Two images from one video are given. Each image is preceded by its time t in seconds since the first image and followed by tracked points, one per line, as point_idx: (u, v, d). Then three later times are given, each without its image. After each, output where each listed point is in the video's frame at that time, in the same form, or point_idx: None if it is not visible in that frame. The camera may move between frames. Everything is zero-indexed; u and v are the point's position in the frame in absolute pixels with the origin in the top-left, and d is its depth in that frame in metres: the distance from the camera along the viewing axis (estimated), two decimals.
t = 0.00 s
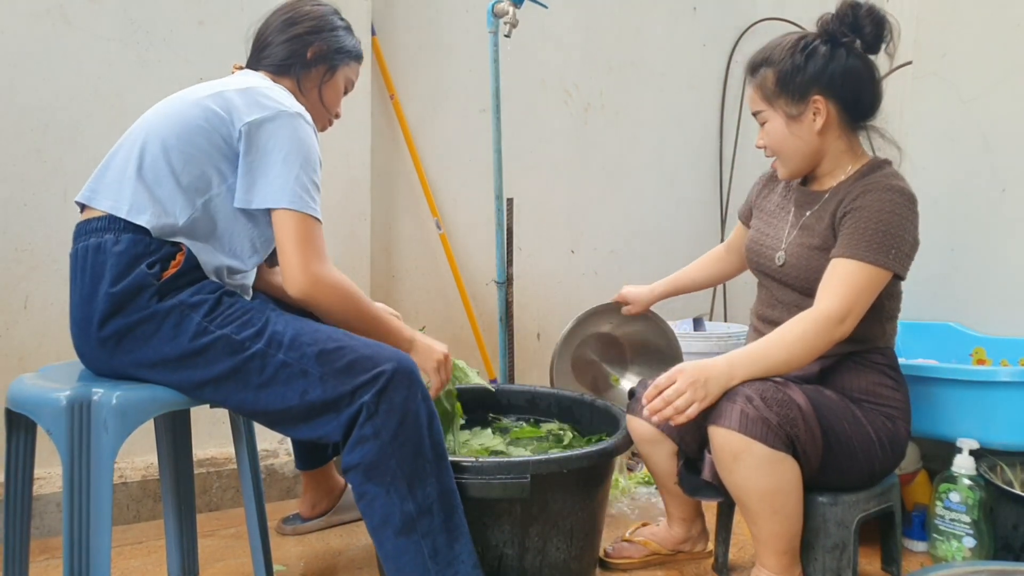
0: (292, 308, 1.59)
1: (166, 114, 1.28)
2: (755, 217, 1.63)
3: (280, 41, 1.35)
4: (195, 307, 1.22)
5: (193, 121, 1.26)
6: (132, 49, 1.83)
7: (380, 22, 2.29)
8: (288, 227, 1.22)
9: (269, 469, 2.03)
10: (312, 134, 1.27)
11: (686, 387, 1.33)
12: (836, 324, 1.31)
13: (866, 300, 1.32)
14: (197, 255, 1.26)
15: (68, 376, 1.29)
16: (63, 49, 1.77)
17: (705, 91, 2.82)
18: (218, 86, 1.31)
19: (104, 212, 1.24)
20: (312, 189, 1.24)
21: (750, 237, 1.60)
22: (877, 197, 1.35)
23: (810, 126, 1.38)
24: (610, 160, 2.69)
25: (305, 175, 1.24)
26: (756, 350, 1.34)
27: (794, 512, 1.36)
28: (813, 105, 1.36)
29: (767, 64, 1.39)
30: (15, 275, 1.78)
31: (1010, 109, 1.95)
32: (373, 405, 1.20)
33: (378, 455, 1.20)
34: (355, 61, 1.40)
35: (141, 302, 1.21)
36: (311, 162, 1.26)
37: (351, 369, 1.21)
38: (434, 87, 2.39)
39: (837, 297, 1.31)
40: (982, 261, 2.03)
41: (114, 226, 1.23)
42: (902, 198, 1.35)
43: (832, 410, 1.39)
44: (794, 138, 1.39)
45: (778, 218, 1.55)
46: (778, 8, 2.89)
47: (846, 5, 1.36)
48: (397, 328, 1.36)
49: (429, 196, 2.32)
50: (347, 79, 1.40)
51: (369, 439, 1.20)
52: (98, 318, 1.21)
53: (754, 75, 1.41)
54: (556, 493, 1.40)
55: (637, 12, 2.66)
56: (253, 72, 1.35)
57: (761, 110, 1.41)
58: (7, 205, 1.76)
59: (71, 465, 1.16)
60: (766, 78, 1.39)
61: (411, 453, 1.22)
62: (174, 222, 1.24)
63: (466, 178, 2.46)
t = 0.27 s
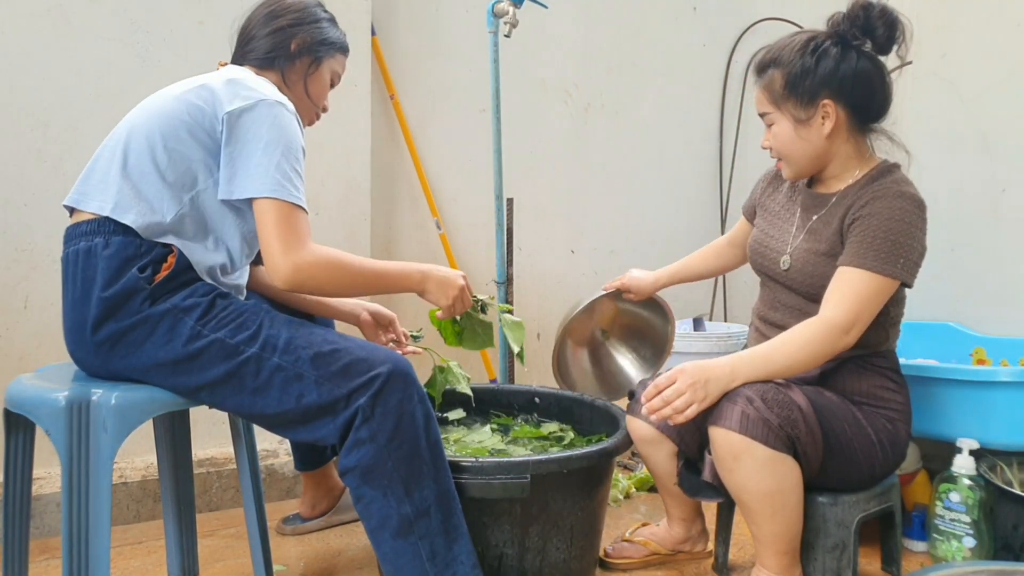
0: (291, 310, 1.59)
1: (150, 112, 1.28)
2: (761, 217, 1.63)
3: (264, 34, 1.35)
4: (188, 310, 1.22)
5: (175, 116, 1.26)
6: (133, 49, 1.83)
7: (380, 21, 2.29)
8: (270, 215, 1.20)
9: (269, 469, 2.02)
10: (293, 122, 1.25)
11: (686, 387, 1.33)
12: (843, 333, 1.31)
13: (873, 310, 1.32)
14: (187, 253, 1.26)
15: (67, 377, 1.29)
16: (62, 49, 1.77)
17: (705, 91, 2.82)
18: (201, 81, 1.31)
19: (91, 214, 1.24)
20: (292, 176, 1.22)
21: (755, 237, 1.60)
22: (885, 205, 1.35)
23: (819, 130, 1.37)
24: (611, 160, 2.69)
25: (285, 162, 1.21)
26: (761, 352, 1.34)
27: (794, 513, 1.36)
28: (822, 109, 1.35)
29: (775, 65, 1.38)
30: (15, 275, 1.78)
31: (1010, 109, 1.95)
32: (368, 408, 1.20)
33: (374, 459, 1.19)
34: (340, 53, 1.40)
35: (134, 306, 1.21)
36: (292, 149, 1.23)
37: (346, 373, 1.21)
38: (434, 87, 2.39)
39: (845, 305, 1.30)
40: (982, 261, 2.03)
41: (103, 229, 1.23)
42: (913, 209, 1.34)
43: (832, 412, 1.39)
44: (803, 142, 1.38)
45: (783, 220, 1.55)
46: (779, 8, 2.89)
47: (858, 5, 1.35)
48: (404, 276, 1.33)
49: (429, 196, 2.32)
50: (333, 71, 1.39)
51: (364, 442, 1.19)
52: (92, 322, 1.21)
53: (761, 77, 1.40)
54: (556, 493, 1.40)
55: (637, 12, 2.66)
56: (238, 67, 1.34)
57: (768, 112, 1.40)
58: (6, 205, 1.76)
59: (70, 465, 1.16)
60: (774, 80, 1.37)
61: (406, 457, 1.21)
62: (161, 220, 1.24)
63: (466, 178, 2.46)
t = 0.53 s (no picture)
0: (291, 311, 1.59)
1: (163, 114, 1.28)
2: (762, 216, 1.63)
3: (278, 42, 1.35)
4: (190, 309, 1.22)
5: (189, 121, 1.26)
6: (133, 48, 1.83)
7: (380, 21, 2.29)
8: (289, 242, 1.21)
9: (269, 469, 2.02)
10: (307, 140, 1.27)
11: (687, 391, 1.33)
12: (843, 338, 1.31)
13: (872, 315, 1.32)
14: (193, 257, 1.26)
15: (67, 377, 1.29)
16: (62, 49, 1.77)
17: (705, 91, 2.82)
18: (215, 87, 1.31)
19: (100, 213, 1.24)
20: (305, 200, 1.24)
21: (756, 236, 1.60)
22: (885, 208, 1.35)
23: (837, 127, 1.37)
24: (611, 160, 2.69)
25: (298, 183, 1.24)
26: (761, 357, 1.35)
27: (794, 514, 1.36)
28: (841, 104, 1.35)
29: (791, 61, 1.36)
30: (15, 275, 1.78)
31: (1010, 108, 1.95)
32: (367, 410, 1.20)
33: (373, 460, 1.19)
34: (353, 63, 1.40)
35: (138, 304, 1.21)
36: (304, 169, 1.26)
37: (344, 374, 1.21)
38: (435, 87, 2.39)
39: (844, 312, 1.31)
40: (982, 261, 2.03)
41: (110, 227, 1.23)
42: (911, 211, 1.34)
43: (832, 414, 1.39)
44: (821, 137, 1.37)
45: (784, 221, 1.55)
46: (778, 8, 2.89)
47: None
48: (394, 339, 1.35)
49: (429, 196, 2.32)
50: (344, 82, 1.40)
51: (363, 443, 1.20)
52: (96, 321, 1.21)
53: (774, 72, 1.38)
54: (556, 493, 1.40)
55: (638, 12, 2.66)
56: (251, 73, 1.35)
57: (784, 109, 1.37)
58: (7, 205, 1.76)
59: (70, 464, 1.16)
60: (793, 74, 1.35)
61: (405, 458, 1.21)
62: (170, 223, 1.24)
63: (466, 178, 2.46)
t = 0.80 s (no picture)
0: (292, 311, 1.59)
1: (190, 118, 1.28)
2: (757, 220, 1.63)
3: (303, 58, 1.36)
4: (203, 303, 1.22)
5: (216, 130, 1.27)
6: (133, 49, 1.83)
7: (380, 21, 2.29)
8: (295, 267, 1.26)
9: (269, 469, 2.02)
10: (331, 165, 1.29)
11: (690, 390, 1.33)
12: (845, 340, 1.31)
13: (873, 317, 1.32)
14: (210, 256, 1.28)
15: (68, 376, 1.28)
16: (62, 49, 1.77)
17: (705, 91, 2.83)
18: (243, 98, 1.32)
19: (118, 210, 1.25)
20: (322, 220, 1.28)
21: (753, 240, 1.60)
22: (886, 210, 1.35)
23: (838, 128, 1.37)
24: (611, 160, 2.69)
25: (317, 202, 1.27)
26: (763, 358, 1.35)
27: (794, 512, 1.36)
28: (843, 105, 1.35)
29: (795, 59, 1.35)
30: (15, 275, 1.78)
31: (1010, 109, 1.95)
32: (376, 404, 1.20)
33: (379, 455, 1.19)
34: (377, 84, 1.40)
35: (153, 297, 1.21)
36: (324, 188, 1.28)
37: (355, 368, 1.21)
38: (435, 87, 2.39)
39: (846, 314, 1.31)
40: (983, 262, 2.03)
41: (129, 222, 1.24)
42: (911, 211, 1.34)
43: (833, 414, 1.39)
44: (821, 138, 1.37)
45: (781, 225, 1.55)
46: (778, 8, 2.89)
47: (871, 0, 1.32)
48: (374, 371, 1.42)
49: (430, 196, 2.32)
50: (367, 101, 1.40)
51: (371, 438, 1.19)
52: (109, 313, 1.21)
53: (777, 71, 1.36)
54: (557, 493, 1.40)
55: (638, 12, 2.66)
56: (274, 85, 1.36)
57: (787, 108, 1.36)
58: (7, 205, 1.76)
59: (71, 464, 1.16)
60: (797, 73, 1.34)
61: (413, 452, 1.21)
62: (188, 227, 1.25)
63: (466, 178, 2.46)
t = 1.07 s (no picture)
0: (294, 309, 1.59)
1: (191, 117, 1.28)
2: (741, 224, 1.63)
3: (302, 58, 1.36)
4: (207, 301, 1.22)
5: (217, 129, 1.27)
6: (133, 49, 1.83)
7: (380, 21, 2.29)
8: (302, 258, 1.26)
9: (269, 469, 2.02)
10: (334, 162, 1.30)
11: (687, 394, 1.33)
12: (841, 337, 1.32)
13: (869, 315, 1.33)
14: (211, 255, 1.28)
15: (69, 376, 1.29)
16: (62, 49, 1.77)
17: (705, 91, 2.83)
18: (241, 96, 1.32)
19: (120, 209, 1.25)
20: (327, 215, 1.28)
21: (739, 246, 1.59)
22: (878, 207, 1.36)
23: (829, 127, 1.37)
24: (611, 160, 2.69)
25: (322, 200, 1.27)
26: (760, 360, 1.35)
27: (794, 510, 1.36)
28: (834, 105, 1.35)
29: (786, 59, 1.35)
30: (15, 275, 1.78)
31: (1010, 108, 1.95)
32: (381, 400, 1.20)
33: (385, 450, 1.19)
34: (375, 86, 1.41)
35: (157, 295, 1.21)
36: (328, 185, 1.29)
37: (360, 365, 1.21)
38: (434, 87, 2.39)
39: (842, 313, 1.31)
40: (983, 261, 2.03)
41: (131, 222, 1.24)
42: (903, 207, 1.35)
43: (833, 413, 1.39)
44: (813, 137, 1.37)
45: (770, 229, 1.54)
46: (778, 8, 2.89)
47: None
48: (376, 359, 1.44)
49: (430, 197, 2.32)
50: (365, 102, 1.41)
51: (376, 434, 1.20)
52: (112, 312, 1.21)
53: (768, 69, 1.36)
54: (557, 493, 1.40)
55: (638, 12, 2.66)
56: (272, 85, 1.36)
57: (779, 107, 1.36)
58: (7, 205, 1.76)
59: (72, 464, 1.16)
60: (789, 71, 1.34)
61: (418, 448, 1.22)
62: (191, 227, 1.25)
63: (466, 178, 2.46)
